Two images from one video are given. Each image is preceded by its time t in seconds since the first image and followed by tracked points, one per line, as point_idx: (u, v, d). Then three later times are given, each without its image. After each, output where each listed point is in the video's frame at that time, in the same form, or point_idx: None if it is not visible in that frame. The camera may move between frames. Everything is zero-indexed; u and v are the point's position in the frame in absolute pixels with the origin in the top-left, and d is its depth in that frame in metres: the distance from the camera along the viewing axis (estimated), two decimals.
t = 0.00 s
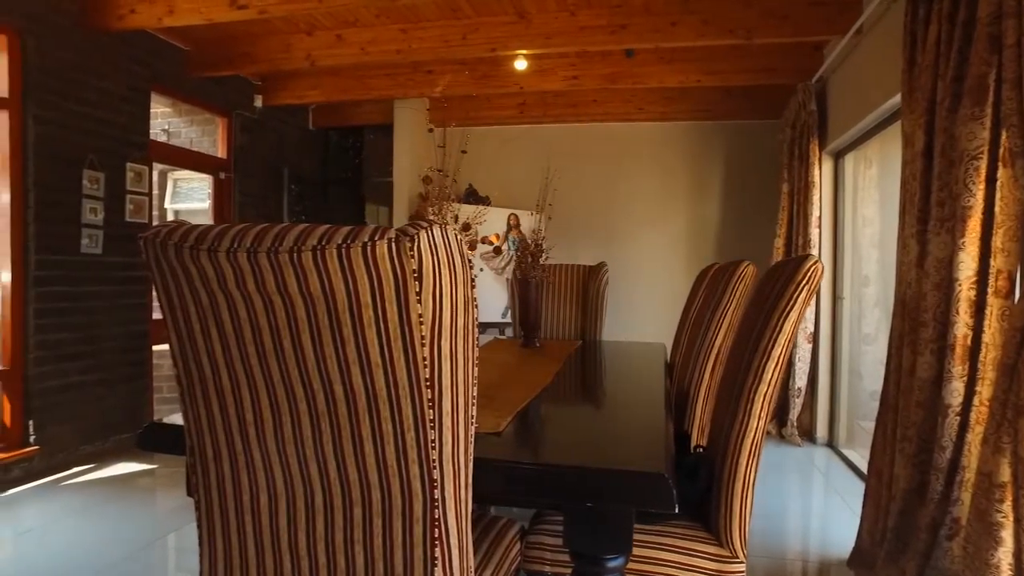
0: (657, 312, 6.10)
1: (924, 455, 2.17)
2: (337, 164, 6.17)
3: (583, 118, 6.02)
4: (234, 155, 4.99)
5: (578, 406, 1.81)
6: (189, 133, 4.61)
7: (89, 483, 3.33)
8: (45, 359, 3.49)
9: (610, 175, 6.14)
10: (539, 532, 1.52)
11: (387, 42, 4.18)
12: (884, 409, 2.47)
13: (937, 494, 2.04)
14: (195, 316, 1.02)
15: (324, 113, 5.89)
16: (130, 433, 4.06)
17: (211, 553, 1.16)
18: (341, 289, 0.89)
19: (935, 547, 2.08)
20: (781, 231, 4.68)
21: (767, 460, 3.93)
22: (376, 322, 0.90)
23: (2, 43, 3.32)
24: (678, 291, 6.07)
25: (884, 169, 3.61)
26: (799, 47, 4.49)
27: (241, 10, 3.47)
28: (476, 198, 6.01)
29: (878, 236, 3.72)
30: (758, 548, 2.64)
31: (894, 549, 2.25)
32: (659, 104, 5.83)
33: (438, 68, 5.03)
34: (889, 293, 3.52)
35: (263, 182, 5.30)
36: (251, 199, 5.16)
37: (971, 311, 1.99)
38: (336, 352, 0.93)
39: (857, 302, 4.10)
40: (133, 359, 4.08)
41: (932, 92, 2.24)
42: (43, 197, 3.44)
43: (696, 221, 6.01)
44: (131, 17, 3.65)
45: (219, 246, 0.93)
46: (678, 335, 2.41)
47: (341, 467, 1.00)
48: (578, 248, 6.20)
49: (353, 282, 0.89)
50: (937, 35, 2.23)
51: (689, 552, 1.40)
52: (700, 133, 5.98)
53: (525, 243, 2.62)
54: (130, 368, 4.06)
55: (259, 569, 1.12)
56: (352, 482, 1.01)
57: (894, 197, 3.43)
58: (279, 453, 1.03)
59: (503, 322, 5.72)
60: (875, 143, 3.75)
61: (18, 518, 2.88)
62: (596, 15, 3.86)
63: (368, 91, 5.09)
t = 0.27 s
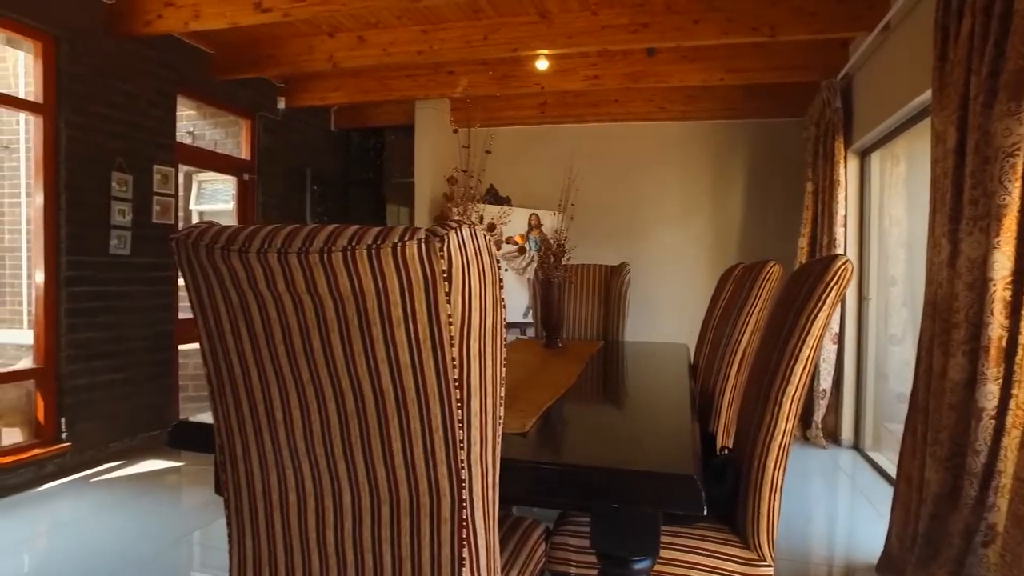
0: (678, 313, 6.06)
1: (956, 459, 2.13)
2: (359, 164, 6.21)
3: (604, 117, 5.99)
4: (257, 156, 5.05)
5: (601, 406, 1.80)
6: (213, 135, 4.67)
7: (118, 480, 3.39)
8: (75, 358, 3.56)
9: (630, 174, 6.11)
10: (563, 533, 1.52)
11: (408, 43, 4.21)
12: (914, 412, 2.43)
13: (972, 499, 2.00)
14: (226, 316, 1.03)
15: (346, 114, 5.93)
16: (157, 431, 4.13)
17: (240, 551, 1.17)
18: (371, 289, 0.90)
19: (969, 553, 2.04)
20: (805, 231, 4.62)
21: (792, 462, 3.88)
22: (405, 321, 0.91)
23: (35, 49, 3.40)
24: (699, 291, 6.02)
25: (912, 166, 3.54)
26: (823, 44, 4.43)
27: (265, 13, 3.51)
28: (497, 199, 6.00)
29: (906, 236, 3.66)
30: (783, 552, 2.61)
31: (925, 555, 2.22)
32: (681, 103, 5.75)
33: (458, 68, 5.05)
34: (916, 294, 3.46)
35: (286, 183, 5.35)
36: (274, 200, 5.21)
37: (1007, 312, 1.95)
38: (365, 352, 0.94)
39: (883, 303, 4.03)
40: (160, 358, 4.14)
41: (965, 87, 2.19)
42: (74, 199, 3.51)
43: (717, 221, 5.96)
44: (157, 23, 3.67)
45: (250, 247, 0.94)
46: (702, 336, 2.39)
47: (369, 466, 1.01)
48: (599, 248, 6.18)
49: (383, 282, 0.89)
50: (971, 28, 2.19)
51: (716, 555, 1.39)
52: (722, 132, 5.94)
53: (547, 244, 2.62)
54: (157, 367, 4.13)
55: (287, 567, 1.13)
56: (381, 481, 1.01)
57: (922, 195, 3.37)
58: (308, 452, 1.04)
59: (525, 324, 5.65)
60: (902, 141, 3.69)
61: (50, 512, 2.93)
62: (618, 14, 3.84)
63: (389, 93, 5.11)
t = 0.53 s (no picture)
0: (700, 314, 6.02)
1: (992, 465, 2.09)
2: (380, 165, 6.25)
3: (625, 116, 5.96)
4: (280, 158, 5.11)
5: (623, 407, 1.79)
6: (238, 137, 4.73)
7: (146, 477, 3.44)
8: (105, 357, 3.62)
9: (651, 174, 6.08)
10: (590, 536, 1.52)
11: (430, 44, 4.22)
12: (947, 416, 2.39)
13: (1008, 505, 1.96)
14: (256, 317, 1.04)
15: (367, 116, 5.97)
16: (184, 429, 4.18)
17: (270, 550, 1.18)
18: (401, 291, 0.90)
19: (1005, 560, 2.00)
20: (830, 230, 4.56)
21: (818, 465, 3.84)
22: (435, 323, 0.91)
23: (68, 55, 3.48)
24: (721, 291, 5.97)
25: (942, 164, 3.48)
26: (849, 41, 4.37)
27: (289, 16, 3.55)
28: (521, 200, 6.07)
29: (935, 235, 3.60)
30: (810, 556, 2.58)
31: (959, 561, 2.18)
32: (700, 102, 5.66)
33: (480, 69, 5.05)
34: (946, 295, 3.40)
35: (309, 184, 5.40)
36: (297, 201, 5.27)
37: None
38: (395, 353, 0.94)
39: (912, 304, 3.97)
40: (187, 357, 4.20)
41: (1000, 84, 2.15)
42: (104, 201, 3.58)
43: (740, 221, 5.91)
44: (184, 26, 3.73)
45: (281, 248, 0.95)
46: (726, 337, 2.38)
47: (399, 466, 1.01)
48: (621, 248, 6.16)
49: (414, 283, 0.89)
50: (1007, 23, 2.14)
51: (745, 559, 1.37)
52: (744, 131, 5.89)
53: (569, 244, 2.63)
54: (184, 366, 4.18)
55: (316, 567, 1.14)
56: (410, 482, 1.02)
57: (953, 195, 3.31)
58: (337, 453, 1.05)
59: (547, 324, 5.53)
60: (932, 139, 3.63)
61: (81, 508, 2.99)
62: (640, 12, 3.83)
63: (411, 94, 5.14)
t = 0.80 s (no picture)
0: (727, 314, 5.96)
1: None
2: (407, 165, 6.26)
3: (652, 115, 5.92)
4: (309, 159, 5.16)
5: (649, 407, 1.78)
6: (266, 140, 4.79)
7: (178, 473, 3.50)
8: (140, 356, 3.70)
9: (677, 173, 6.05)
10: (621, 537, 1.52)
11: (457, 45, 4.24)
12: (987, 419, 2.33)
13: None
14: (293, 317, 1.05)
15: (394, 117, 6.00)
16: (215, 427, 4.25)
17: (304, 548, 1.20)
18: (437, 292, 0.91)
19: None
20: (862, 230, 4.48)
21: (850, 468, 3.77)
22: (471, 323, 0.91)
23: (106, 61, 3.57)
24: (749, 292, 5.90)
25: (980, 161, 3.40)
26: (882, 36, 4.29)
27: (317, 19, 3.58)
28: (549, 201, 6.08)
29: (972, 234, 3.52)
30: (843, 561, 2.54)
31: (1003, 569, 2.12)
32: (727, 101, 5.60)
33: (506, 69, 5.06)
34: (984, 295, 3.33)
35: (336, 185, 5.44)
36: (325, 202, 5.32)
37: None
38: (430, 354, 0.95)
39: (948, 305, 3.88)
40: (218, 356, 4.27)
41: None
42: (139, 203, 3.65)
43: (768, 220, 5.83)
44: (216, 31, 3.80)
45: (317, 249, 0.96)
46: (757, 337, 2.35)
47: (433, 466, 1.02)
48: (649, 248, 6.13)
49: (449, 284, 0.90)
50: None
51: (779, 563, 1.35)
52: (772, 129, 5.82)
53: (598, 244, 2.61)
54: (215, 365, 4.25)
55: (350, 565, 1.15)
56: (445, 482, 1.02)
57: (992, 192, 3.24)
58: (371, 452, 1.06)
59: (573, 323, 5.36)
60: (969, 135, 3.54)
61: (117, 502, 3.06)
62: (668, 11, 3.80)
63: (437, 95, 5.16)
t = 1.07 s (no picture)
0: (757, 315, 5.88)
1: None
2: (434, 166, 6.30)
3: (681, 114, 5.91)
4: (338, 160, 5.21)
5: (677, 408, 1.77)
6: (296, 141, 4.85)
7: (212, 470, 3.56)
8: (175, 354, 3.77)
9: (705, 172, 6.00)
10: (654, 540, 1.51)
11: (485, 46, 4.25)
12: None
13: None
14: (328, 318, 1.06)
15: (422, 118, 6.04)
16: (247, 424, 4.32)
17: (337, 547, 1.21)
18: (475, 291, 0.92)
19: None
20: (898, 229, 4.39)
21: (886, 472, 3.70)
22: (508, 323, 0.92)
23: (143, 67, 3.64)
24: (780, 292, 5.81)
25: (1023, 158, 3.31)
26: (919, 30, 4.20)
27: (346, 22, 3.61)
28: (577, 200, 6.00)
29: (1014, 233, 3.43)
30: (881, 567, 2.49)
31: None
32: (759, 99, 5.60)
33: (533, 69, 5.06)
34: None
35: (364, 186, 5.49)
36: (354, 203, 5.37)
37: None
38: (467, 353, 0.96)
39: (989, 306, 3.78)
40: (250, 355, 4.33)
41: None
42: (174, 204, 3.72)
43: (799, 219, 5.75)
44: (248, 35, 3.86)
45: (354, 250, 0.97)
46: (790, 337, 2.32)
47: (469, 466, 1.03)
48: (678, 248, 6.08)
49: (487, 284, 0.91)
50: None
51: (816, 567, 1.33)
52: (803, 127, 5.73)
53: (627, 244, 2.60)
54: (247, 364, 4.31)
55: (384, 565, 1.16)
56: (480, 482, 1.03)
57: None
58: (407, 452, 1.07)
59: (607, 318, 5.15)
60: (1012, 131, 3.45)
61: (154, 498, 3.12)
62: (698, 8, 3.76)
63: (465, 95, 5.19)
